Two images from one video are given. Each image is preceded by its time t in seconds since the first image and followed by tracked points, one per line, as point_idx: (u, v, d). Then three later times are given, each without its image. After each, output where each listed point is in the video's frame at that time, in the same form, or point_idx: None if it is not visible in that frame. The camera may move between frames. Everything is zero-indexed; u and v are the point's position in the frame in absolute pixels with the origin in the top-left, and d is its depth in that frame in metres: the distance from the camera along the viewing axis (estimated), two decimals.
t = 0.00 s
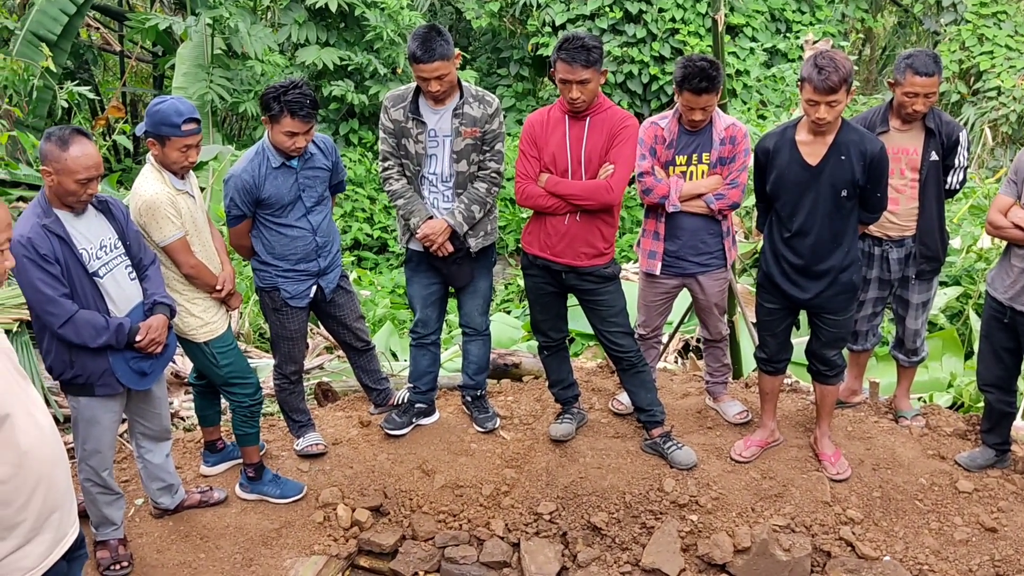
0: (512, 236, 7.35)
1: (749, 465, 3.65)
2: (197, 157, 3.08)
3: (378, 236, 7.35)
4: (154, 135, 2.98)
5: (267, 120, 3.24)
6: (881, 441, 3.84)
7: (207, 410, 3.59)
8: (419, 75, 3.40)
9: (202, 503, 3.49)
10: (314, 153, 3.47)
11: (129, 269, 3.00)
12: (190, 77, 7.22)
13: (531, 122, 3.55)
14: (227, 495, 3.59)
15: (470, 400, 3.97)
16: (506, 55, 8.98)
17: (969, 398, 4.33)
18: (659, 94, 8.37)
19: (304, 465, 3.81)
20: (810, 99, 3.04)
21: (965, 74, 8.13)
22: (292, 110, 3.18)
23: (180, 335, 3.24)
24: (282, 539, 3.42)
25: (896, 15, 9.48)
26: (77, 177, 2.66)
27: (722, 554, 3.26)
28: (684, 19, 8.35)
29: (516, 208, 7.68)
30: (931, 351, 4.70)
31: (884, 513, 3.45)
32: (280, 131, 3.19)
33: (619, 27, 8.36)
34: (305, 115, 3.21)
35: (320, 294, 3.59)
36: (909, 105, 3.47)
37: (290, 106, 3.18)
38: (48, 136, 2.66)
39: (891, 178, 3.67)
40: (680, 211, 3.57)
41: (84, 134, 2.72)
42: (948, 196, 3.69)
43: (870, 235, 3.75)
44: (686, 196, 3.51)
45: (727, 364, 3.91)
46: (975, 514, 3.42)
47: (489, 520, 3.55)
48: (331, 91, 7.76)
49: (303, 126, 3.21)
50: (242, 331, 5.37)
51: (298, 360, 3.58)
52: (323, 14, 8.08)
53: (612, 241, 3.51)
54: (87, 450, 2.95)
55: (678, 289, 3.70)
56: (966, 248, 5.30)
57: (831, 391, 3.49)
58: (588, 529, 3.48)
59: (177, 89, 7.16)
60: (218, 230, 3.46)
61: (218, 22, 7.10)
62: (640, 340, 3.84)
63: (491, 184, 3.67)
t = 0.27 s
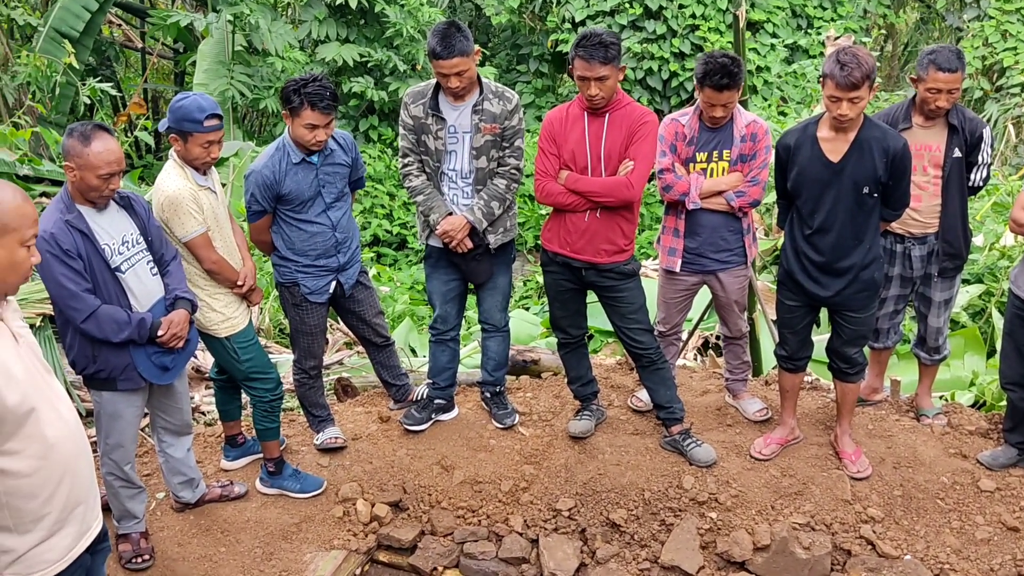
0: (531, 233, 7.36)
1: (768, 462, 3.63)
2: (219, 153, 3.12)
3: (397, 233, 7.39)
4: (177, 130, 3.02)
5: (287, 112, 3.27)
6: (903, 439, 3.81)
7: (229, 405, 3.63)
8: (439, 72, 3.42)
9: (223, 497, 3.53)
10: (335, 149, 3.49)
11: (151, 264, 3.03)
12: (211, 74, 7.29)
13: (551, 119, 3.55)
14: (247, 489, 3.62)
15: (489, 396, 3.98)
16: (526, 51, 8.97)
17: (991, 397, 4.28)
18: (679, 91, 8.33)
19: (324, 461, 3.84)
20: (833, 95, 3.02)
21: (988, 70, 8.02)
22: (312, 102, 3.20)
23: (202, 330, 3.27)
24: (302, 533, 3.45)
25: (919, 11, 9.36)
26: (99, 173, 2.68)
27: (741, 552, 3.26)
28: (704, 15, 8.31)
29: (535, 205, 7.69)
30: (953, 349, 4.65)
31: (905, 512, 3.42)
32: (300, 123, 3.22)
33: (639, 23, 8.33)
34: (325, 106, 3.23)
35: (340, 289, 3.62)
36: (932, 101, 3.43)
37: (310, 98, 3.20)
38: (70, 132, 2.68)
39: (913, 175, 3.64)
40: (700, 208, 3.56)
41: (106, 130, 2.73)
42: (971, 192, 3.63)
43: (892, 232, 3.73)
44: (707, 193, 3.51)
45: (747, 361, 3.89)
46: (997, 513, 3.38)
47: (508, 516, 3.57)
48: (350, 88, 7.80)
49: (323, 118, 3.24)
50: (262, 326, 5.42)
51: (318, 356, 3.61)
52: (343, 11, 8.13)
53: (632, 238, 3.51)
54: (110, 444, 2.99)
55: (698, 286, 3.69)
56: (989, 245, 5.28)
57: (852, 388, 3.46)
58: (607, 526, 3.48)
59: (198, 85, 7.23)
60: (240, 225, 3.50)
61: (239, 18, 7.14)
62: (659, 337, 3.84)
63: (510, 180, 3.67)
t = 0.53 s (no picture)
0: (550, 230, 7.36)
1: (787, 461, 3.62)
2: (241, 149, 3.14)
3: (416, 229, 7.41)
4: (199, 127, 3.04)
5: (308, 106, 3.29)
6: (924, 439, 3.77)
7: (249, 401, 3.67)
8: (459, 69, 3.43)
9: (243, 492, 3.57)
10: (354, 145, 3.53)
11: (172, 260, 3.06)
12: (231, 70, 7.30)
13: (570, 116, 3.55)
14: (267, 484, 3.66)
15: (508, 392, 3.99)
16: (545, 48, 8.96)
17: (1014, 396, 4.24)
18: (698, 88, 8.28)
19: (343, 456, 3.87)
20: (855, 92, 3.00)
21: (1012, 67, 7.91)
22: (332, 95, 3.23)
23: (223, 325, 3.31)
24: (321, 528, 3.48)
25: (942, 7, 9.25)
26: (120, 170, 2.71)
27: (760, 550, 3.26)
28: (725, 12, 8.26)
29: (554, 202, 7.69)
30: (975, 348, 4.60)
31: (926, 511, 3.40)
32: (321, 117, 3.23)
33: (659, 20, 8.31)
34: (346, 99, 3.26)
35: (359, 285, 3.65)
36: (956, 98, 3.39)
37: (331, 90, 3.22)
38: (92, 129, 2.71)
39: (936, 173, 3.59)
40: (720, 205, 3.55)
41: (127, 127, 2.76)
42: (994, 190, 3.60)
43: (914, 230, 3.70)
44: (727, 190, 3.50)
45: (766, 359, 3.87)
46: (1020, 514, 3.35)
47: (526, 513, 3.58)
48: (370, 85, 7.83)
49: (344, 110, 3.26)
50: (282, 322, 5.47)
51: (338, 351, 3.64)
52: (363, 8, 8.18)
53: (651, 235, 3.50)
54: (132, 438, 3.02)
55: (718, 284, 3.68)
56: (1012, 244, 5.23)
57: (872, 387, 3.44)
58: (625, 523, 3.48)
59: (219, 81, 7.22)
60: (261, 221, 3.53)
61: (259, 14, 7.16)
62: (678, 334, 3.83)
63: (530, 177, 3.68)
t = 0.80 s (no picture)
0: (567, 227, 7.36)
1: (805, 460, 3.60)
2: (260, 146, 3.17)
3: (434, 226, 7.44)
4: (220, 123, 3.07)
5: (328, 101, 3.32)
6: (943, 439, 3.74)
7: (267, 396, 3.70)
8: (478, 66, 3.43)
9: (261, 487, 3.59)
10: (375, 142, 3.54)
11: (188, 258, 3.09)
12: (251, 67, 7.35)
13: (588, 114, 3.55)
14: (285, 479, 3.69)
15: (525, 390, 4.00)
16: (563, 45, 8.96)
17: None
18: (717, 85, 8.24)
19: (360, 452, 3.90)
20: (876, 90, 2.98)
21: None
22: (352, 88, 3.24)
23: (242, 321, 3.33)
24: (338, 524, 3.51)
25: (964, 5, 9.15)
26: (137, 167, 2.73)
27: (777, 549, 3.25)
28: (744, 9, 8.21)
29: (571, 199, 7.69)
30: (996, 348, 4.56)
31: (945, 512, 3.38)
32: (341, 110, 3.25)
33: (678, 17, 8.29)
34: (365, 92, 3.27)
35: (379, 281, 3.67)
36: (977, 97, 3.36)
37: (350, 84, 3.24)
38: (108, 127, 2.72)
39: (956, 171, 3.58)
40: (739, 203, 3.54)
41: (144, 125, 2.78)
42: (1015, 189, 3.56)
43: (934, 229, 3.67)
44: (746, 188, 3.48)
45: (785, 358, 3.86)
46: None
47: (543, 510, 3.59)
48: (389, 82, 7.87)
49: (363, 103, 3.27)
50: (301, 318, 5.51)
51: (357, 347, 3.66)
52: (382, 5, 8.24)
53: (669, 233, 3.50)
54: (150, 435, 3.04)
55: (736, 282, 3.67)
56: None
57: (891, 387, 3.42)
58: (642, 521, 3.49)
59: (238, 79, 7.31)
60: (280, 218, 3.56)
61: (279, 12, 7.20)
62: (696, 333, 3.82)
63: (548, 174, 3.68)
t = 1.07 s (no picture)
0: (584, 225, 7.35)
1: (821, 459, 3.59)
2: (278, 143, 3.19)
3: (450, 223, 7.45)
4: (238, 120, 3.09)
5: (348, 95, 3.34)
6: (961, 438, 3.71)
7: (284, 392, 3.73)
8: (496, 63, 3.44)
9: (278, 482, 3.62)
10: (395, 138, 3.56)
11: (198, 256, 3.12)
12: (269, 64, 7.38)
13: (605, 111, 3.55)
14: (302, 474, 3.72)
15: (541, 387, 4.01)
16: (581, 43, 8.94)
17: None
18: (735, 83, 8.19)
19: (376, 448, 3.93)
20: (895, 87, 2.96)
21: None
22: (369, 80, 3.26)
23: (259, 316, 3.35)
24: (354, 519, 3.53)
25: (986, 2, 9.04)
26: (148, 167, 2.75)
27: (793, 549, 3.24)
28: (763, 6, 8.16)
29: (588, 196, 7.69)
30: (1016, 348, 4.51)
31: (963, 512, 3.35)
32: (360, 102, 3.27)
33: (696, 14, 8.26)
34: (383, 83, 3.28)
35: (398, 277, 3.68)
36: (997, 94, 3.33)
37: (368, 76, 3.26)
38: (120, 127, 2.74)
39: (975, 169, 3.56)
40: (756, 201, 3.52)
41: (155, 124, 2.80)
42: None
43: (953, 228, 3.64)
44: (763, 187, 3.46)
45: (801, 356, 3.84)
46: None
47: (558, 507, 3.60)
48: (406, 79, 7.89)
49: (382, 97, 3.29)
50: (318, 314, 5.55)
51: (375, 343, 3.68)
52: (400, 2, 8.24)
53: (686, 230, 3.49)
54: (163, 432, 3.07)
55: (753, 280, 3.65)
56: None
57: (909, 386, 3.40)
58: (657, 519, 3.49)
59: (257, 75, 7.31)
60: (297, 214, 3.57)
61: (297, 9, 7.23)
62: (712, 330, 3.81)
63: (565, 172, 3.68)
